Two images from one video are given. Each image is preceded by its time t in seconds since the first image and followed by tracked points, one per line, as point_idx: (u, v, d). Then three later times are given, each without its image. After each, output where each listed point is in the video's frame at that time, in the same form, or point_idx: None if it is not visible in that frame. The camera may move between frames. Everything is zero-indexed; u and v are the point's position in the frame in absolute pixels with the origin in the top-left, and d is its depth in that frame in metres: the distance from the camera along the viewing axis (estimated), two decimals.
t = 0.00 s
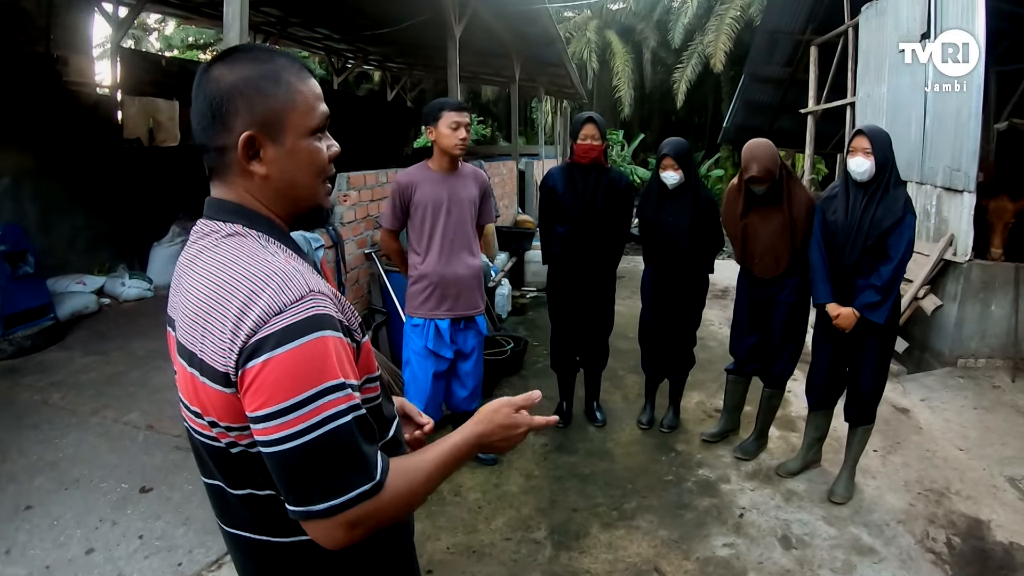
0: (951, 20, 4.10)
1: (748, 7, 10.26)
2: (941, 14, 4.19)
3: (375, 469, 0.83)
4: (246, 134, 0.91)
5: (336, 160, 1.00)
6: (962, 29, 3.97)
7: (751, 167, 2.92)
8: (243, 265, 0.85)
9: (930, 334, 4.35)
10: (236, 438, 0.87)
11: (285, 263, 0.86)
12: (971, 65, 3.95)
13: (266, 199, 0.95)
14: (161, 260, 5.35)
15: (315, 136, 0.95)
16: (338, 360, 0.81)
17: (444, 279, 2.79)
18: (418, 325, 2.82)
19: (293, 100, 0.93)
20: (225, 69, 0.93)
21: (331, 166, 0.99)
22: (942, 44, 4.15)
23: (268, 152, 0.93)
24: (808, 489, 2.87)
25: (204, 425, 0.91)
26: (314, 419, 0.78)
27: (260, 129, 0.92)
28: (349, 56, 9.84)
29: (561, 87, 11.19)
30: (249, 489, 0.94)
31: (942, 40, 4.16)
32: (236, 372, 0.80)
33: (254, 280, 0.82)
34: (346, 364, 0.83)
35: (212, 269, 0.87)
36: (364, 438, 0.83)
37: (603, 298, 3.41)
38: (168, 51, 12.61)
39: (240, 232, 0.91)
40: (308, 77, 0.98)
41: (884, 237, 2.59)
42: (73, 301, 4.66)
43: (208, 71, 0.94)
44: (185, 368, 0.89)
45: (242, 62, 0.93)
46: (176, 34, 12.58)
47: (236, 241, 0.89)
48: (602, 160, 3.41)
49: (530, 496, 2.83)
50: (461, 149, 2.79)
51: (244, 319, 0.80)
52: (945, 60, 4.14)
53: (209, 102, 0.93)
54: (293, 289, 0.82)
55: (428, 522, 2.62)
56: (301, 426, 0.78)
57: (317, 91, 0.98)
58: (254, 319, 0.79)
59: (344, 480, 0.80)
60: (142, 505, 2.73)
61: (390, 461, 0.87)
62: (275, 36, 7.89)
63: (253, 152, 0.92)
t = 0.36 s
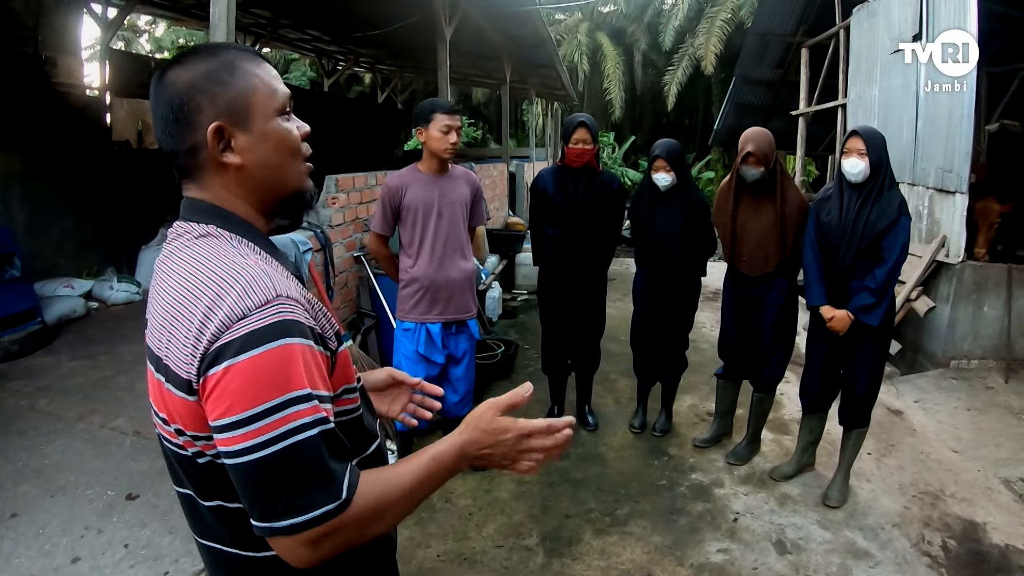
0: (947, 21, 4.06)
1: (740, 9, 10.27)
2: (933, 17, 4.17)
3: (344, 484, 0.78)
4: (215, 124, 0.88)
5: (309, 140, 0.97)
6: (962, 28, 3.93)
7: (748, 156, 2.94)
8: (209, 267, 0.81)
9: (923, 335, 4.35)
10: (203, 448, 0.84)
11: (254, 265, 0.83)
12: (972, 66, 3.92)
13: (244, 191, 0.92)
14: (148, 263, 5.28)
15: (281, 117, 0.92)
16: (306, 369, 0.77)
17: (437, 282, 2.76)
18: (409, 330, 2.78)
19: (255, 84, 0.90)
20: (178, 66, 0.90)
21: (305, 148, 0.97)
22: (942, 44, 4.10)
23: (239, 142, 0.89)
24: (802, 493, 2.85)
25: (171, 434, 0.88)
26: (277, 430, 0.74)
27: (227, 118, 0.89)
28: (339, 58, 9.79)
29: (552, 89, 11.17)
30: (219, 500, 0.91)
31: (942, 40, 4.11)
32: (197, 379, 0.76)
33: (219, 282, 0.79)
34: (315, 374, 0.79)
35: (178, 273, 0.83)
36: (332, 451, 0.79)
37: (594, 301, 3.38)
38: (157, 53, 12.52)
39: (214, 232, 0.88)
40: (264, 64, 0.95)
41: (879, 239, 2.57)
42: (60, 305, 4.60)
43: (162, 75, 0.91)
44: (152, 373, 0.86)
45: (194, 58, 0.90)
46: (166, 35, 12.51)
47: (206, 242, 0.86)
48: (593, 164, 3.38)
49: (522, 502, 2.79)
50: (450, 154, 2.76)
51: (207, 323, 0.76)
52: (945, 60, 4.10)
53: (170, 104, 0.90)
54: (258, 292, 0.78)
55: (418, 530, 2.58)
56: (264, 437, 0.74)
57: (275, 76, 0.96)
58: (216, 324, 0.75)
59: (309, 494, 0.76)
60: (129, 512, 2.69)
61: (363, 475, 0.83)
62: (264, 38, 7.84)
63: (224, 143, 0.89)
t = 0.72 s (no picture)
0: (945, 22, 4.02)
1: (737, 11, 10.24)
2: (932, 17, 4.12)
3: (282, 509, 0.75)
4: (183, 126, 0.84)
5: (281, 159, 0.92)
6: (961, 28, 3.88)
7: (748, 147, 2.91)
8: (152, 275, 0.78)
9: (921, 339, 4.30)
10: (149, 462, 0.82)
11: (200, 276, 0.79)
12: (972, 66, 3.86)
13: (208, 199, 0.87)
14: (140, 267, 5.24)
15: (255, 128, 0.88)
16: (247, 387, 0.74)
17: (426, 287, 2.71)
18: (398, 334, 2.73)
19: (233, 92, 0.86)
20: (158, 60, 0.86)
21: (276, 163, 0.92)
22: (942, 44, 4.04)
23: (207, 148, 0.85)
24: (799, 500, 2.80)
25: (122, 445, 0.86)
26: (211, 449, 0.71)
27: (199, 122, 0.84)
28: (336, 60, 9.74)
29: (550, 92, 11.12)
30: (169, 516, 0.88)
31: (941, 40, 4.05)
32: (135, 392, 0.73)
33: (161, 293, 0.76)
34: (259, 392, 0.76)
35: (124, 281, 0.81)
36: (273, 474, 0.75)
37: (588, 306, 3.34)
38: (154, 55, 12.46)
39: (167, 238, 0.84)
40: (247, 72, 0.91)
41: (878, 242, 2.53)
42: (53, 308, 4.54)
43: (140, 68, 0.86)
44: (102, 384, 0.85)
45: (175, 56, 0.86)
46: (163, 36, 12.44)
47: (156, 249, 0.82)
48: (587, 166, 3.34)
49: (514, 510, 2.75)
50: (437, 153, 2.72)
51: (147, 334, 0.73)
52: (945, 60, 4.05)
53: (144, 99, 0.85)
54: (200, 304, 0.75)
55: (407, 539, 2.54)
56: (197, 456, 0.71)
57: (257, 85, 0.92)
58: (154, 337, 0.72)
59: (243, 519, 0.73)
60: (116, 519, 2.64)
61: (308, 500, 0.80)
62: (260, 40, 7.79)
63: (191, 147, 0.85)
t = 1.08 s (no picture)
0: (950, 20, 4.00)
1: (744, 14, 10.18)
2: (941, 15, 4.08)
3: (255, 529, 0.71)
4: (148, 133, 0.80)
5: (253, 161, 0.89)
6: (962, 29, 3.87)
7: (750, 146, 2.87)
8: (120, 285, 0.75)
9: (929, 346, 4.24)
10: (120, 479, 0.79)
11: (169, 285, 0.76)
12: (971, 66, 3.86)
13: (176, 207, 0.84)
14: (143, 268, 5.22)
15: (224, 131, 0.85)
16: (216, 401, 0.70)
17: (421, 292, 2.67)
18: (393, 340, 2.70)
19: (199, 94, 0.83)
20: (122, 64, 0.83)
21: (249, 166, 0.88)
22: (942, 44, 4.05)
23: (174, 154, 0.82)
24: (803, 511, 2.75)
25: (93, 462, 0.82)
26: (179, 468, 0.68)
27: (164, 127, 0.81)
28: (342, 62, 9.74)
29: (556, 94, 11.09)
30: (142, 532, 0.85)
31: (942, 40, 4.06)
32: (101, 408, 0.70)
33: (128, 303, 0.72)
34: (229, 406, 0.72)
35: (92, 291, 0.77)
36: (245, 492, 0.72)
37: (590, 311, 3.30)
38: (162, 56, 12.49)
39: (137, 247, 0.81)
40: (215, 73, 0.88)
41: (885, 248, 2.48)
42: (55, 309, 4.52)
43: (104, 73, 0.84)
44: (72, 398, 0.81)
45: (139, 58, 0.83)
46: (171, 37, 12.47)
47: (126, 258, 0.79)
48: (589, 169, 3.30)
49: (513, 520, 2.71)
50: (433, 156, 2.68)
51: (112, 348, 0.70)
52: (945, 60, 4.05)
53: (108, 105, 0.82)
54: (168, 315, 0.71)
55: (403, 548, 2.50)
56: (164, 475, 0.67)
57: (226, 86, 0.89)
58: (119, 350, 0.69)
59: (214, 539, 0.69)
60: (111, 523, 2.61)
61: (283, 518, 0.76)
62: (265, 42, 7.79)
63: (158, 154, 0.81)
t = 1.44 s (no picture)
0: (955, 20, 4.00)
1: (752, 15, 10.12)
2: (949, 12, 4.04)
3: (246, 539, 0.70)
4: (133, 136, 0.79)
5: (244, 160, 0.87)
6: (963, 29, 3.90)
7: (758, 145, 2.84)
8: (111, 289, 0.74)
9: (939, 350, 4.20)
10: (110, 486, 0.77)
11: (159, 290, 0.75)
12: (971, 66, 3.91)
13: (165, 211, 0.82)
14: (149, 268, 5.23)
15: (212, 131, 0.83)
16: (206, 409, 0.69)
17: (423, 295, 2.66)
18: (394, 342, 2.69)
19: (183, 94, 0.81)
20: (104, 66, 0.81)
21: (239, 166, 0.87)
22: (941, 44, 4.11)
23: (161, 156, 0.80)
24: (809, 517, 2.72)
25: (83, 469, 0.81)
26: (168, 476, 0.66)
27: (149, 131, 0.80)
28: (349, 63, 9.75)
29: (563, 95, 11.06)
30: (133, 540, 0.83)
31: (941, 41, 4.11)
32: (89, 415, 0.69)
33: (118, 307, 0.71)
34: (220, 413, 0.71)
35: (82, 296, 0.76)
36: (235, 502, 0.70)
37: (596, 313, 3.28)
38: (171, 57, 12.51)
39: (127, 251, 0.79)
40: (201, 71, 0.86)
41: (893, 252, 2.45)
42: (61, 309, 4.53)
43: (87, 76, 0.82)
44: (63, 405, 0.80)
45: (121, 59, 0.82)
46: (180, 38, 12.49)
47: (117, 262, 0.78)
48: (595, 169, 3.28)
49: (516, 524, 2.69)
50: (434, 158, 2.67)
51: (100, 354, 0.69)
52: (945, 60, 4.10)
53: (93, 109, 0.81)
54: (157, 321, 0.70)
55: (406, 551, 2.49)
56: (153, 484, 0.66)
57: (213, 84, 0.87)
58: (106, 357, 0.68)
59: (205, 549, 0.67)
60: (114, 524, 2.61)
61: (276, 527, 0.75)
62: (272, 42, 7.79)
63: (144, 158, 0.80)
